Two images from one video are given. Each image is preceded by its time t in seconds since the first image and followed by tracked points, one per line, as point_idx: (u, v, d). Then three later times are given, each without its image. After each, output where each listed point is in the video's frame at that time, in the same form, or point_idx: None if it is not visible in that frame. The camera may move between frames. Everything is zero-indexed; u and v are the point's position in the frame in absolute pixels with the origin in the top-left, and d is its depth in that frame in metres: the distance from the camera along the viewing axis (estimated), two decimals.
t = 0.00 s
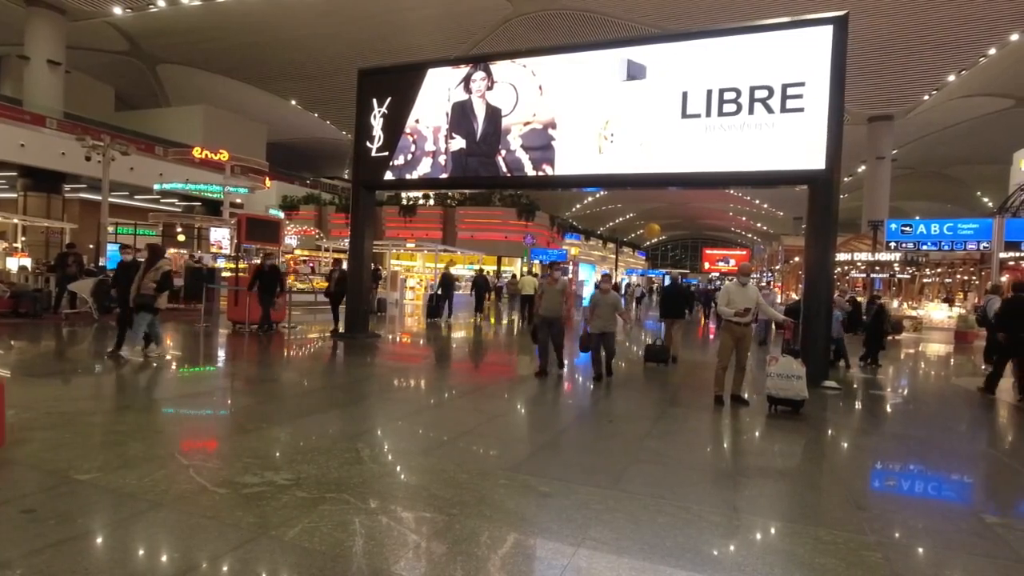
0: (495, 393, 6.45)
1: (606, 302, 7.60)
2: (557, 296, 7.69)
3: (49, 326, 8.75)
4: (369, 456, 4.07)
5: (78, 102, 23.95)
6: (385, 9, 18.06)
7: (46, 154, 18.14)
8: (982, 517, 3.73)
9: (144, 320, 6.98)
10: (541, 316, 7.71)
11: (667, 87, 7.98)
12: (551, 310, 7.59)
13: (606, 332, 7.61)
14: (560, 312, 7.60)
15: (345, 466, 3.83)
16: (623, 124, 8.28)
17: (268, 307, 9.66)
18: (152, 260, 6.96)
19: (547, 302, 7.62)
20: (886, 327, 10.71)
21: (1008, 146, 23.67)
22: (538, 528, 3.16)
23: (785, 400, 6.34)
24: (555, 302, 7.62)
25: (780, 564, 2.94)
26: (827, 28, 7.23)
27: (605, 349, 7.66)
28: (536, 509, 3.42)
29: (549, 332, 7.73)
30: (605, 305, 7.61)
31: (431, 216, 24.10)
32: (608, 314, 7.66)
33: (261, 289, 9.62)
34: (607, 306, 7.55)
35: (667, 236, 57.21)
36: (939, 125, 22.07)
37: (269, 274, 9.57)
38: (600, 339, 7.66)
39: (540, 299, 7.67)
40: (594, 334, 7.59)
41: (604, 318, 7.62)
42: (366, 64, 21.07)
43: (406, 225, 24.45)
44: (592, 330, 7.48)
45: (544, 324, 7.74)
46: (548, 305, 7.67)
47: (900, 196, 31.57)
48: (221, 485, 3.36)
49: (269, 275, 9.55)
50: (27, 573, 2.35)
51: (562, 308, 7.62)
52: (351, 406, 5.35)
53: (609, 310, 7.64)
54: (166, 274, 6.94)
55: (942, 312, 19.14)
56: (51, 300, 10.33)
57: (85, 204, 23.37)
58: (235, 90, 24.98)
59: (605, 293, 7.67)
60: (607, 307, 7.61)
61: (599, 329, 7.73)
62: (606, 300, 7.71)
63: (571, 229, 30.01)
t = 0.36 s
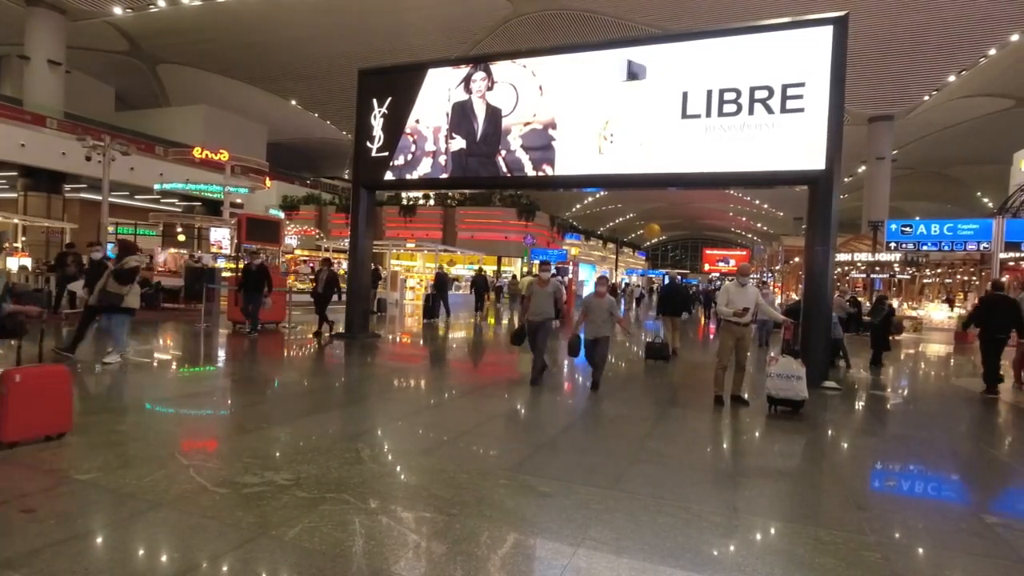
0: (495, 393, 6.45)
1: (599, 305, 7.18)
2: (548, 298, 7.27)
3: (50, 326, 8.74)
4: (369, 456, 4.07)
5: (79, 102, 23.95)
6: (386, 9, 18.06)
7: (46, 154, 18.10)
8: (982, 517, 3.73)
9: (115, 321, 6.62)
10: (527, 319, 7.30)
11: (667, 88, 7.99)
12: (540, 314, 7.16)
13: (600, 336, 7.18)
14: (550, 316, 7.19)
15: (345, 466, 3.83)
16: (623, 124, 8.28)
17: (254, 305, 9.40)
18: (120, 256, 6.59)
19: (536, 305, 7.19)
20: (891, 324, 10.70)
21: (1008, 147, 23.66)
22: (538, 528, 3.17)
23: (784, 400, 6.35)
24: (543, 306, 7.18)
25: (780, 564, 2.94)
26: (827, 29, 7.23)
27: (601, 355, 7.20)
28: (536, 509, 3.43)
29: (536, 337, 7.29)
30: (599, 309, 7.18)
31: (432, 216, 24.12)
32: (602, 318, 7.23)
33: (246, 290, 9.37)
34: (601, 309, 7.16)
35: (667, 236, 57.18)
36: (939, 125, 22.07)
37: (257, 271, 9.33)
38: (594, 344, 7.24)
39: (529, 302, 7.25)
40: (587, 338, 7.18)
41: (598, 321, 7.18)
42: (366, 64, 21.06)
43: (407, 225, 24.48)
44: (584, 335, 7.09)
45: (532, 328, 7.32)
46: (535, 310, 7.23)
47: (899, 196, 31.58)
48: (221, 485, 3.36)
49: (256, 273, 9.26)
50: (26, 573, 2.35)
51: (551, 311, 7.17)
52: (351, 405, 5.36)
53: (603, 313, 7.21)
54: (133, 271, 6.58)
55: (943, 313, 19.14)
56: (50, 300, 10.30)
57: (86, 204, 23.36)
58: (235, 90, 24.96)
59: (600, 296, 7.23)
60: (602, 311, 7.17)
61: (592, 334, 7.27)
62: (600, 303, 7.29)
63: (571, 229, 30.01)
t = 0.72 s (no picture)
0: (494, 393, 6.47)
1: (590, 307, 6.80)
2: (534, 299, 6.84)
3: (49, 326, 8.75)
4: (368, 456, 4.07)
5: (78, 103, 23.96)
6: (386, 9, 18.08)
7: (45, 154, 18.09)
8: (981, 517, 3.74)
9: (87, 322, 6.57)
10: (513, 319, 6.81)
11: (668, 89, 8.05)
12: (528, 316, 6.73)
13: (590, 339, 6.83)
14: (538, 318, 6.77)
15: (344, 466, 3.83)
16: (624, 124, 8.29)
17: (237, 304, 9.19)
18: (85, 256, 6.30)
19: (523, 306, 6.75)
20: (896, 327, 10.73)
21: (1007, 147, 23.68)
22: (537, 528, 3.17)
23: (784, 400, 6.37)
24: (530, 308, 6.71)
25: (778, 564, 2.95)
26: (824, 30, 7.30)
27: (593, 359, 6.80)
28: (536, 509, 3.43)
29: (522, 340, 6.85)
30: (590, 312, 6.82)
31: (431, 216, 24.14)
32: (593, 320, 6.87)
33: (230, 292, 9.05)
34: (592, 310, 6.80)
35: (666, 236, 57.14)
36: (938, 125, 22.09)
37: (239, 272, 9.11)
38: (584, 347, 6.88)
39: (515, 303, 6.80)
40: (577, 341, 6.79)
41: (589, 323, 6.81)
42: (366, 65, 21.06)
43: (406, 226, 24.50)
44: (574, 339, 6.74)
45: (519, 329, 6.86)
46: (522, 313, 6.73)
47: (898, 197, 31.60)
48: (220, 485, 3.37)
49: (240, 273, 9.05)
50: (26, 573, 2.35)
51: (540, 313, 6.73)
52: (351, 406, 5.36)
53: (594, 315, 6.85)
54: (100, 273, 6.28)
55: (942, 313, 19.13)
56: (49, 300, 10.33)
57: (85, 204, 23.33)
58: (234, 91, 24.96)
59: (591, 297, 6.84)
60: (593, 313, 6.81)
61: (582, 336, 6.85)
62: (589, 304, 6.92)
63: (570, 230, 30.01)
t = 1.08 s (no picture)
0: (494, 393, 6.48)
1: (575, 305, 6.27)
2: (519, 300, 6.40)
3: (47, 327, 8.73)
4: (368, 456, 4.08)
5: (78, 103, 23.94)
6: (386, 10, 18.08)
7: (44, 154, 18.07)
8: (981, 517, 3.75)
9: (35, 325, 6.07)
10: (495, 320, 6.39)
11: (668, 89, 8.05)
12: (509, 315, 6.30)
13: (575, 341, 6.21)
14: (521, 318, 6.36)
15: (344, 466, 3.84)
16: (624, 124, 8.28)
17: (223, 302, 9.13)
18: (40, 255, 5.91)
19: (505, 306, 6.37)
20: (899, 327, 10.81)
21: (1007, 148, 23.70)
22: (537, 528, 3.17)
23: (784, 401, 6.36)
24: (512, 306, 6.33)
25: (778, 564, 2.95)
26: (824, 31, 7.32)
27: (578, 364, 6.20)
28: (535, 510, 3.43)
29: (505, 343, 6.37)
30: (575, 311, 6.25)
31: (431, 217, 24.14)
32: (579, 320, 6.26)
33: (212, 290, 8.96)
34: (575, 309, 6.22)
35: (666, 237, 57.16)
36: (938, 126, 22.11)
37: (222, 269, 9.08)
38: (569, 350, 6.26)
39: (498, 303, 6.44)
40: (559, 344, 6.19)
41: (574, 322, 6.23)
42: (365, 65, 21.06)
43: (405, 226, 24.54)
44: (558, 341, 6.09)
45: (502, 331, 6.41)
46: (505, 311, 6.33)
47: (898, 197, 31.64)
48: (220, 485, 3.37)
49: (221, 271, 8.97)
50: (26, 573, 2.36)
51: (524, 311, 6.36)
52: (350, 406, 5.37)
53: (580, 315, 6.26)
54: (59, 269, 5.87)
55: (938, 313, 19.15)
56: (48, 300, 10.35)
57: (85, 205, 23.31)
58: (234, 91, 24.93)
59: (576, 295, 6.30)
60: (578, 312, 6.26)
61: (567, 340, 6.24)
62: (576, 305, 6.38)
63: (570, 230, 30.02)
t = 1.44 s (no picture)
0: (492, 394, 6.48)
1: (562, 307, 5.78)
2: (500, 302, 5.83)
3: (46, 327, 8.72)
4: (367, 457, 4.08)
5: (76, 103, 23.91)
6: (385, 10, 18.06)
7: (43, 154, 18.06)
8: (980, 517, 3.75)
9: None
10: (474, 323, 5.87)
11: (668, 89, 8.06)
12: (492, 319, 5.78)
13: (561, 346, 5.75)
14: (503, 321, 5.82)
15: (344, 466, 3.84)
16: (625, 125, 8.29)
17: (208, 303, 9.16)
18: None
19: (487, 308, 5.82)
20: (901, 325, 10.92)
21: (1006, 148, 23.71)
22: (537, 529, 3.17)
23: (783, 401, 6.37)
24: (493, 308, 5.78)
25: (777, 565, 2.95)
26: (823, 32, 7.34)
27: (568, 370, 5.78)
28: (534, 509, 3.43)
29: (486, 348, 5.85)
30: (559, 314, 5.75)
31: (430, 217, 24.12)
32: (565, 324, 5.79)
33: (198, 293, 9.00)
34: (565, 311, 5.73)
35: (665, 237, 57.10)
36: (937, 126, 22.12)
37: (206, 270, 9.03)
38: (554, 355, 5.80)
39: (477, 304, 5.88)
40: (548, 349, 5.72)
41: (559, 325, 5.76)
42: (364, 65, 21.05)
43: (405, 226, 24.59)
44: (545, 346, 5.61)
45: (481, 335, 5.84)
46: (485, 313, 5.80)
47: (897, 198, 31.65)
48: (219, 486, 3.37)
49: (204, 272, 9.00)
50: (25, 573, 2.36)
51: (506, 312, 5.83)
52: (350, 406, 5.37)
53: (566, 318, 5.78)
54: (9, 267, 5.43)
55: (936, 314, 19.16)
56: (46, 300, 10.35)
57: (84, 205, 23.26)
58: (233, 91, 24.90)
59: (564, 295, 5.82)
60: (564, 314, 5.77)
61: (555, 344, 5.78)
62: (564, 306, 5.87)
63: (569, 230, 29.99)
